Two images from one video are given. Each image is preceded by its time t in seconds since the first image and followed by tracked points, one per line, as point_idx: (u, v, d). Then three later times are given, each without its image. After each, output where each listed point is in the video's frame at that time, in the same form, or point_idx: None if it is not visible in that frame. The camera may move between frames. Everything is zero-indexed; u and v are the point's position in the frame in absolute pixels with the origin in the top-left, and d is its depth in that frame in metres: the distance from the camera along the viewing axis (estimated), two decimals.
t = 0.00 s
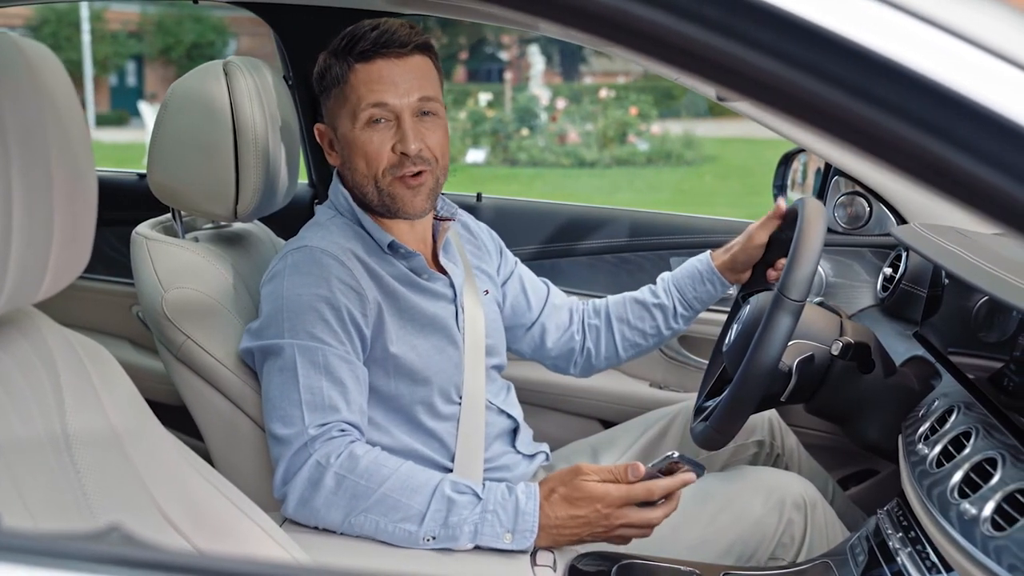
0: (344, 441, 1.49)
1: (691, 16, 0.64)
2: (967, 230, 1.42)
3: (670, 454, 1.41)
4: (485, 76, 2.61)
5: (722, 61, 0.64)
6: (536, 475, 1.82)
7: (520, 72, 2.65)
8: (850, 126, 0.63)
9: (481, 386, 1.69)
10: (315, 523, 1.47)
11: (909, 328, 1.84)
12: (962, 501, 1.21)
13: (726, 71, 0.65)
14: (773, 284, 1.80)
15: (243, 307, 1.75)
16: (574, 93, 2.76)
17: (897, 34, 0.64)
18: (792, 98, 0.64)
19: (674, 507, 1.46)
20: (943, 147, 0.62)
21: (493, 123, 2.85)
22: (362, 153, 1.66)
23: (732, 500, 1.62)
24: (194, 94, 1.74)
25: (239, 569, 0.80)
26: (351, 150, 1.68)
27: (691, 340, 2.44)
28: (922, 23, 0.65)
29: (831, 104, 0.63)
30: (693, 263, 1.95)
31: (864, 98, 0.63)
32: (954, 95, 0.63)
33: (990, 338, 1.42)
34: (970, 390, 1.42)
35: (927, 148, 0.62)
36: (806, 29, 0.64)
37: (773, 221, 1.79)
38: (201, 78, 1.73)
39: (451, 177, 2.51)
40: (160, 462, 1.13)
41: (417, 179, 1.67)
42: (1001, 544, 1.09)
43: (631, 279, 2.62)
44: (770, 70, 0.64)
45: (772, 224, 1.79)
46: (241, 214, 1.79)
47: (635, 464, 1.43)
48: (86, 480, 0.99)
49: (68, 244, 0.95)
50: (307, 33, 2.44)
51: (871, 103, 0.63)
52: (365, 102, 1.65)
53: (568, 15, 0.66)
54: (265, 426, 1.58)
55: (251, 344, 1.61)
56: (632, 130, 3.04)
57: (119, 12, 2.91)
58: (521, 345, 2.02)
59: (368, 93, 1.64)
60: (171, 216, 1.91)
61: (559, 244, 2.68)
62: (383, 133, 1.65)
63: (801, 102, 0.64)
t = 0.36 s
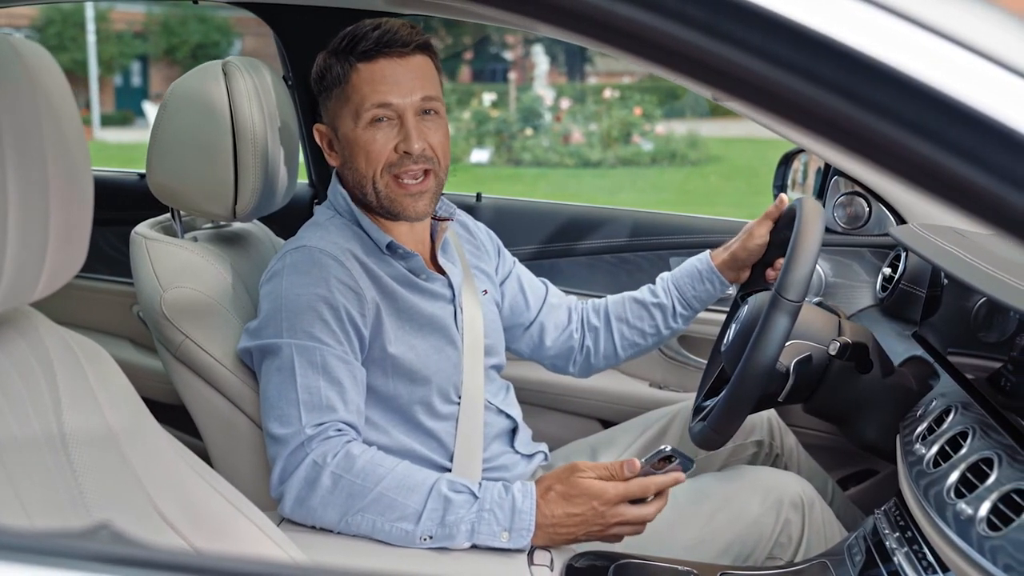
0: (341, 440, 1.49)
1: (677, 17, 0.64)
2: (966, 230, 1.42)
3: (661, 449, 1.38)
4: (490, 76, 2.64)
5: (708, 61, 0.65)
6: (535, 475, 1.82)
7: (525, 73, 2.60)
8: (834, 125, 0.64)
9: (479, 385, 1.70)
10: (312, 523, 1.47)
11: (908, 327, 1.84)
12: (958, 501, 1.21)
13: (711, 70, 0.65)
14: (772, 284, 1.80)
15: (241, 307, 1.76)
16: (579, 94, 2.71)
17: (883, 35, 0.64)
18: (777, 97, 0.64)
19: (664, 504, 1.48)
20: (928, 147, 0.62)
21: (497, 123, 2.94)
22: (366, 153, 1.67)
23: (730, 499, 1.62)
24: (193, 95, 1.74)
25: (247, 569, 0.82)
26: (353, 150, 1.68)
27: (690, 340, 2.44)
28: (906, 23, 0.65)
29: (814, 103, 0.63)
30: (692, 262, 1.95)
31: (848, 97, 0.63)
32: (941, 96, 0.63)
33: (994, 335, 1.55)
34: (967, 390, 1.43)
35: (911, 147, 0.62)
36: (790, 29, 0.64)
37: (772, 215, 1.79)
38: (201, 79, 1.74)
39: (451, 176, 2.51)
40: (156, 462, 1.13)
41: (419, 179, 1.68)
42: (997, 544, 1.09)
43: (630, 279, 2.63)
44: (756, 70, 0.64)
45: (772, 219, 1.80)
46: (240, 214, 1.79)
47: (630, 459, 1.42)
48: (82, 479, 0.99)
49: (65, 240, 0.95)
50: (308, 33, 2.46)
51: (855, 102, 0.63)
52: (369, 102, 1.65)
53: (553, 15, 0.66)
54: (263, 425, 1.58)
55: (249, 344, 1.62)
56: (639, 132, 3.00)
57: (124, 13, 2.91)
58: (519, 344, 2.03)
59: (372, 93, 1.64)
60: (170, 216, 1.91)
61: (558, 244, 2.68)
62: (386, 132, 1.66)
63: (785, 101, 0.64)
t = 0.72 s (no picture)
0: (339, 441, 1.49)
1: (676, 16, 0.64)
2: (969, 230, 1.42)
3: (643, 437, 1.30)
4: (497, 77, 2.61)
5: (707, 61, 0.65)
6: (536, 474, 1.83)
7: (532, 72, 2.58)
8: (830, 124, 0.64)
9: (479, 384, 1.70)
10: (314, 523, 1.47)
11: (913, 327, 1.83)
12: (961, 502, 1.21)
13: (707, 69, 0.65)
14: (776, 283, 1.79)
15: (243, 305, 1.76)
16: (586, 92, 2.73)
17: (881, 36, 0.64)
18: (773, 96, 0.64)
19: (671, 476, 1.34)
20: (924, 146, 0.62)
21: (504, 123, 2.85)
22: (368, 158, 1.67)
23: (731, 496, 1.63)
24: (196, 95, 1.74)
25: (266, 570, 0.83)
26: (356, 155, 1.68)
27: (694, 339, 2.44)
28: (903, 22, 0.65)
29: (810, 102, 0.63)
30: (695, 261, 1.95)
31: (845, 97, 0.63)
32: (938, 96, 0.63)
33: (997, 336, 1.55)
34: (971, 390, 1.43)
35: (907, 146, 0.62)
36: (786, 28, 0.64)
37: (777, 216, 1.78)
38: (205, 78, 1.74)
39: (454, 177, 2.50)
40: (159, 460, 1.13)
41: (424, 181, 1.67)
42: (999, 544, 1.09)
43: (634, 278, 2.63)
44: (754, 70, 0.64)
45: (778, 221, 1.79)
46: (243, 213, 1.79)
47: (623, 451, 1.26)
48: (85, 478, 0.99)
49: (69, 238, 0.95)
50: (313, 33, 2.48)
51: (851, 102, 0.63)
52: (371, 105, 1.65)
53: (550, 14, 0.67)
54: (262, 426, 1.58)
55: (248, 346, 1.62)
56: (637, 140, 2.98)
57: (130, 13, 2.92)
58: (523, 341, 2.03)
59: (374, 96, 1.64)
60: (174, 215, 1.92)
61: (562, 244, 2.69)
62: (388, 136, 1.66)
63: (781, 99, 0.64)
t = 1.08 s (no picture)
0: (344, 440, 1.49)
1: (674, 17, 0.64)
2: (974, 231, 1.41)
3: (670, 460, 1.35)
4: (502, 77, 2.62)
5: (704, 60, 0.65)
6: (540, 475, 1.83)
7: (537, 71, 2.52)
8: (827, 122, 0.64)
9: (484, 385, 1.70)
10: (317, 523, 1.47)
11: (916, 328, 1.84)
12: (963, 502, 1.20)
13: (705, 69, 0.65)
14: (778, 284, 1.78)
15: (247, 305, 1.77)
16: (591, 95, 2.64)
17: (878, 36, 0.64)
18: (771, 96, 0.64)
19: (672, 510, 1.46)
20: (921, 147, 0.62)
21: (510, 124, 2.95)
22: (373, 166, 1.66)
23: (734, 497, 1.63)
24: (200, 95, 1.74)
25: (276, 570, 0.83)
26: (361, 163, 1.67)
27: (697, 340, 2.44)
28: (899, 22, 0.65)
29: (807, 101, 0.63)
30: (699, 262, 1.95)
31: (842, 97, 0.63)
32: (935, 95, 0.63)
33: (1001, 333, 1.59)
34: (974, 391, 1.42)
35: (904, 146, 0.62)
36: (782, 28, 0.64)
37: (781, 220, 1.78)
38: (208, 78, 1.74)
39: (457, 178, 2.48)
40: (160, 458, 1.14)
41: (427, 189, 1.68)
42: (1001, 545, 1.08)
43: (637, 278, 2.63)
44: (751, 70, 0.64)
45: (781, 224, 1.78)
46: (247, 213, 1.80)
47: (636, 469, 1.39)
48: (88, 477, 1.00)
49: (70, 234, 0.96)
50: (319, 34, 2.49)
51: (848, 102, 0.63)
52: (374, 114, 1.64)
53: (549, 14, 0.67)
54: (267, 424, 1.58)
55: (253, 344, 1.62)
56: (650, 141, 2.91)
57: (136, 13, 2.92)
58: (527, 343, 2.03)
59: (377, 105, 1.64)
60: (178, 215, 1.92)
61: (565, 244, 2.69)
62: (392, 144, 1.65)
63: (777, 98, 0.64)
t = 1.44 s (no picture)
0: (347, 440, 1.49)
1: (671, 16, 0.65)
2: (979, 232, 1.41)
3: (674, 459, 1.37)
4: (510, 76, 2.58)
5: (701, 60, 0.65)
6: (543, 475, 1.83)
7: (545, 71, 2.44)
8: (823, 122, 0.64)
9: (488, 386, 1.71)
10: (319, 522, 1.47)
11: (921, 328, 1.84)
12: (965, 503, 1.20)
13: (702, 69, 0.65)
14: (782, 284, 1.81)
15: (252, 305, 1.77)
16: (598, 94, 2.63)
17: (873, 35, 0.64)
18: (767, 96, 0.65)
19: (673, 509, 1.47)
20: (917, 147, 0.62)
21: (516, 123, 2.86)
22: (372, 165, 1.67)
23: (737, 499, 1.63)
24: (204, 95, 1.75)
25: (286, 570, 0.84)
26: (362, 162, 1.68)
27: (701, 340, 2.44)
28: (895, 22, 0.65)
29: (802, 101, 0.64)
30: (702, 262, 1.95)
31: (838, 97, 0.63)
32: (930, 95, 0.63)
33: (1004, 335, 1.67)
34: (976, 392, 1.42)
35: (899, 147, 0.63)
36: (779, 28, 0.64)
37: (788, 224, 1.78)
38: (212, 79, 1.75)
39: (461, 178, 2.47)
40: (161, 456, 1.14)
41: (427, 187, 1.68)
42: (1002, 545, 1.08)
43: (639, 277, 2.65)
44: (747, 70, 0.64)
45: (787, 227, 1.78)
46: (251, 213, 1.80)
47: (641, 469, 1.40)
48: (90, 477, 1.00)
49: (73, 235, 0.96)
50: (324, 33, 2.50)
51: (844, 102, 0.63)
52: (374, 113, 1.64)
53: (545, 14, 0.67)
54: (270, 423, 1.59)
55: (259, 342, 1.63)
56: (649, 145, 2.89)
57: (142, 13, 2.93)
58: (531, 344, 2.03)
59: (377, 105, 1.64)
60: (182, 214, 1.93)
61: (570, 243, 2.70)
62: (391, 143, 1.65)
63: (774, 98, 0.65)
